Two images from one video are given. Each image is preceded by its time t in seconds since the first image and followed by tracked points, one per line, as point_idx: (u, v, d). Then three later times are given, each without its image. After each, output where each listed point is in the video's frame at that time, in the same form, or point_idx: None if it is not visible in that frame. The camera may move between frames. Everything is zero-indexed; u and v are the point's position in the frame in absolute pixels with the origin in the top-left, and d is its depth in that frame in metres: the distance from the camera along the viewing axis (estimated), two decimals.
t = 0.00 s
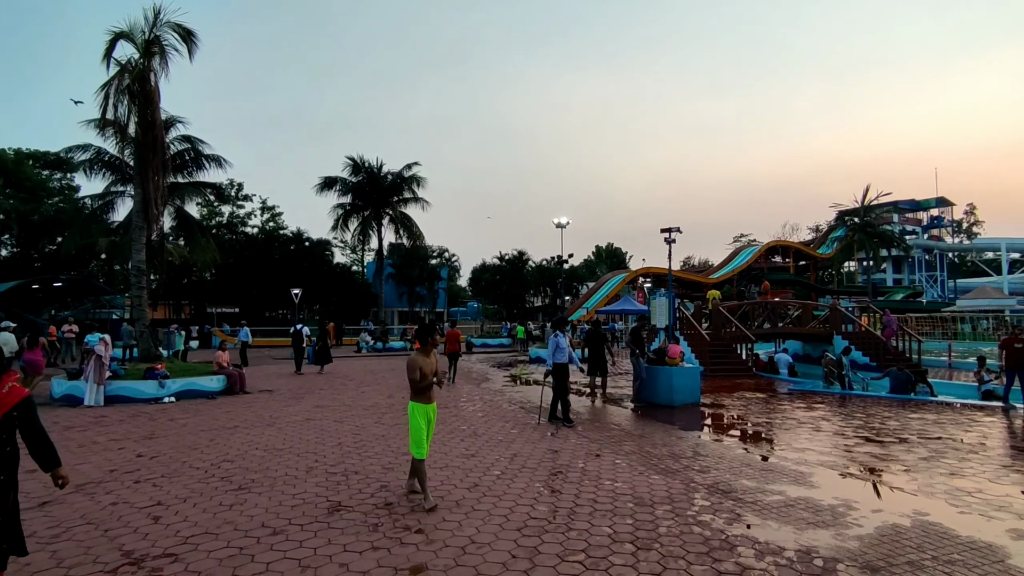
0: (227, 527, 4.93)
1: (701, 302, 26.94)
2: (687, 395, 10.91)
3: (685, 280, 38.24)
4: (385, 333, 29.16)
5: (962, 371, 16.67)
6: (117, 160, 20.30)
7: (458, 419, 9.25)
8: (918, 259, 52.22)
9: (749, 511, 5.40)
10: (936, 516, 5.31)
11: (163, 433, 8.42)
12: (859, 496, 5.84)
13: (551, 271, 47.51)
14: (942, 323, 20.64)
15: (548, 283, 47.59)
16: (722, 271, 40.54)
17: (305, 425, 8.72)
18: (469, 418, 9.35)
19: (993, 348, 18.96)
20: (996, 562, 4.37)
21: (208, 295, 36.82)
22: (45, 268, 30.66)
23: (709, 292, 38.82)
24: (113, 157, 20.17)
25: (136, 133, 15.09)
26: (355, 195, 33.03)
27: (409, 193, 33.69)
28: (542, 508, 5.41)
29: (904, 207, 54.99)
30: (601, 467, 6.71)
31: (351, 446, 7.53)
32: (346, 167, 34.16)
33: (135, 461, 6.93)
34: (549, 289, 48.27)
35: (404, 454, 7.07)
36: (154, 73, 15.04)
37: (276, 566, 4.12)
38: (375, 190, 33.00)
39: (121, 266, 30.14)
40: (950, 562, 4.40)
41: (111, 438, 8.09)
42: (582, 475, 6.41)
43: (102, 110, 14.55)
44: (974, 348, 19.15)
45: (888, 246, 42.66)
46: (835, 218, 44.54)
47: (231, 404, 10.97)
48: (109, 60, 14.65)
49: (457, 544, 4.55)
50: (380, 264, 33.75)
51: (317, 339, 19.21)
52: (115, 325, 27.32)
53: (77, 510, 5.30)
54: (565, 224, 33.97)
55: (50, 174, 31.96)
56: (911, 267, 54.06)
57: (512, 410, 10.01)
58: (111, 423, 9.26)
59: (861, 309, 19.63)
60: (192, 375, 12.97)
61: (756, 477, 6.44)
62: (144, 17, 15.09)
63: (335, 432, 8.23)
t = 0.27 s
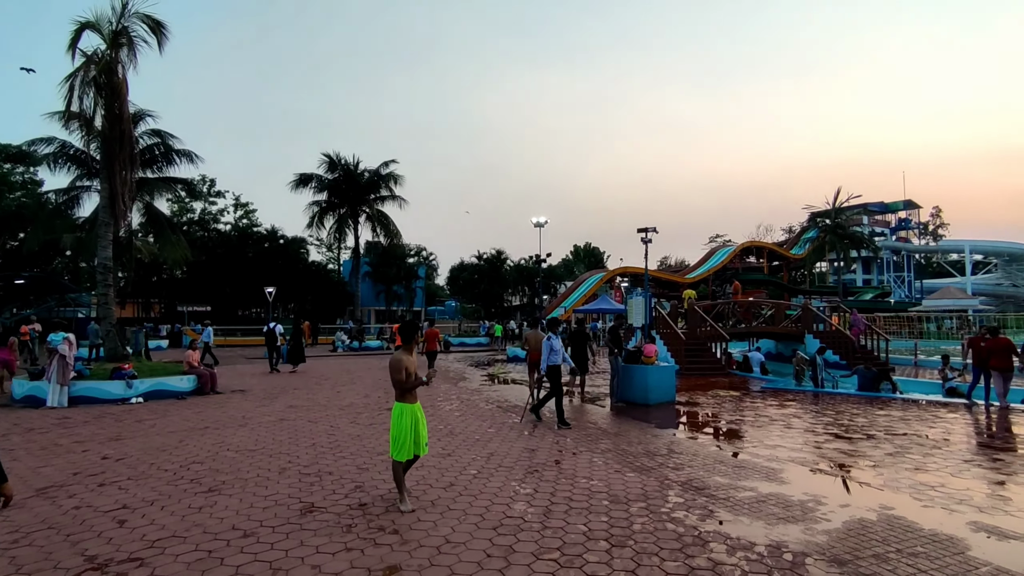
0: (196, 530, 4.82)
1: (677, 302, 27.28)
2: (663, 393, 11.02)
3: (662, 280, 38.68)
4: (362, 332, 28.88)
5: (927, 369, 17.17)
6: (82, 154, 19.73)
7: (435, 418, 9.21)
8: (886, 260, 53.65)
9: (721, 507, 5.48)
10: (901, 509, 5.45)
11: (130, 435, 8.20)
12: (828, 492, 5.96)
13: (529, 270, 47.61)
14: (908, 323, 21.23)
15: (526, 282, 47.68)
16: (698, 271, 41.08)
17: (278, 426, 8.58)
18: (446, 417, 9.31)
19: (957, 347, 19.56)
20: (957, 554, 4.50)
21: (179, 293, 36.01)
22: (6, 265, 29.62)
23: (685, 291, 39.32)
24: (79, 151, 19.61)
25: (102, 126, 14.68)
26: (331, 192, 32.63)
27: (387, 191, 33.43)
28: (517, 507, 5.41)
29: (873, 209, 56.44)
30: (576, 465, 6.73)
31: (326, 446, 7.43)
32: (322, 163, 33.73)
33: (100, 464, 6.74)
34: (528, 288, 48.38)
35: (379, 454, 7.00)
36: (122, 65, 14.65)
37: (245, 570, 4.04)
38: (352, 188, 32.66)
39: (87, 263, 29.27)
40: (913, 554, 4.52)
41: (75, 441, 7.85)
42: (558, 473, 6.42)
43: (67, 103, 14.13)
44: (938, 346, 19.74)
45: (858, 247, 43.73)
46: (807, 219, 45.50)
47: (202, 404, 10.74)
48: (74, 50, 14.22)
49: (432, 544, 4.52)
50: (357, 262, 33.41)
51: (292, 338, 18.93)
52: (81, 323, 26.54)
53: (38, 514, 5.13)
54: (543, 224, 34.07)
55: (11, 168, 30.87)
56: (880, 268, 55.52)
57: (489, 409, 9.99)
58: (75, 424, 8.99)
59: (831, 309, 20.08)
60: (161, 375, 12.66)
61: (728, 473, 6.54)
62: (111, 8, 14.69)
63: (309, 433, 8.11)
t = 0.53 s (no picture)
0: (167, 534, 4.72)
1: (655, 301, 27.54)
2: (641, 392, 11.10)
3: (641, 280, 39.02)
4: (340, 331, 28.59)
5: (897, 367, 17.60)
6: (50, 149, 19.20)
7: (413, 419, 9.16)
8: (859, 261, 54.86)
9: (697, 505, 5.54)
10: (871, 504, 5.58)
11: (99, 437, 7.99)
12: (802, 488, 6.08)
13: (509, 270, 47.64)
14: (880, 322, 21.74)
15: (507, 282, 47.69)
16: (676, 271, 41.53)
17: (254, 427, 8.44)
18: (424, 417, 9.26)
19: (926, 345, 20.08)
20: (925, 547, 4.62)
21: (151, 292, 35.26)
22: None
23: (664, 291, 39.72)
24: (46, 145, 19.08)
25: (70, 121, 14.30)
26: (308, 190, 32.22)
27: (365, 189, 33.14)
28: (496, 507, 5.40)
29: (846, 211, 57.68)
30: (554, 464, 6.75)
31: (302, 447, 7.33)
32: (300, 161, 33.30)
33: (67, 467, 6.56)
34: (508, 288, 48.40)
35: (357, 455, 6.93)
36: (91, 58, 14.26)
37: (218, 574, 3.97)
38: (330, 186, 32.30)
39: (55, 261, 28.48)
40: (883, 548, 4.63)
41: (41, 444, 7.63)
42: (537, 473, 6.43)
43: (33, 96, 13.72)
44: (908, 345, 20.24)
45: (831, 248, 44.62)
46: (783, 220, 46.29)
47: (175, 406, 10.51)
48: (41, 42, 13.81)
49: (409, 545, 4.49)
50: (335, 261, 33.05)
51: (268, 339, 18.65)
52: (48, 323, 25.81)
53: (1, 520, 4.97)
54: (524, 223, 34.08)
55: None
56: (853, 269, 56.76)
57: (468, 409, 9.96)
58: (42, 427, 8.73)
59: (805, 309, 20.46)
60: (131, 376, 12.37)
61: (705, 471, 6.62)
62: None
63: (285, 434, 7.99)
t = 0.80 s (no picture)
0: (138, 538, 4.61)
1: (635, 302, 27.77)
2: (620, 391, 11.18)
3: (621, 280, 39.30)
4: (318, 331, 28.28)
5: (869, 366, 17.99)
6: (16, 144, 18.66)
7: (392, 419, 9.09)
8: (833, 262, 55.99)
9: (675, 502, 5.60)
10: (844, 501, 5.69)
11: (67, 440, 7.77)
12: (777, 485, 6.17)
13: (490, 270, 47.61)
14: (853, 322, 22.21)
15: (487, 282, 47.65)
16: (655, 271, 41.92)
17: (229, 429, 8.29)
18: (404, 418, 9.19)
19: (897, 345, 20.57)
20: (895, 542, 4.72)
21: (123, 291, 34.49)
22: None
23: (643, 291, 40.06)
24: (13, 140, 18.55)
25: (38, 115, 13.90)
26: (286, 188, 31.81)
27: (344, 187, 32.82)
28: (476, 507, 5.39)
29: (821, 213, 58.82)
30: (534, 464, 6.75)
31: (279, 449, 7.23)
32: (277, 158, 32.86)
33: (33, 472, 6.37)
34: (489, 288, 48.36)
35: (334, 457, 6.85)
36: (60, 51, 13.85)
37: None
38: (309, 184, 31.94)
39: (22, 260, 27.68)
40: (855, 543, 4.72)
41: (5, 448, 7.39)
42: (517, 472, 6.43)
43: None
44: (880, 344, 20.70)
45: (807, 249, 45.46)
46: (760, 222, 47.02)
47: (147, 407, 10.28)
48: (7, 33, 13.37)
49: (387, 546, 4.45)
50: (313, 260, 32.67)
51: (244, 339, 18.35)
52: (15, 323, 25.07)
53: None
54: (504, 223, 34.11)
55: None
56: (827, 270, 57.90)
57: (448, 410, 9.92)
58: (6, 430, 8.46)
59: (782, 309, 20.80)
60: (102, 377, 12.07)
61: (683, 470, 6.68)
62: None
63: (261, 436, 7.87)
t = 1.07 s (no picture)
0: (107, 543, 4.49)
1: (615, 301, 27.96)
2: (599, 391, 11.24)
3: (601, 280, 39.55)
4: (296, 331, 27.95)
5: (843, 365, 18.38)
6: None
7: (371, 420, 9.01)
8: (808, 263, 57.04)
9: (653, 501, 5.64)
10: (817, 497, 5.79)
11: (33, 443, 7.56)
12: (753, 483, 6.26)
13: (470, 270, 47.52)
14: (827, 322, 22.66)
15: (468, 281, 47.55)
16: (635, 271, 42.25)
17: (202, 430, 8.14)
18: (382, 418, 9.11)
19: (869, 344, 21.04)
20: (866, 537, 4.82)
21: (94, 290, 33.68)
22: None
23: (623, 291, 40.39)
24: None
25: (4, 108, 13.46)
26: (263, 186, 31.34)
27: (323, 185, 32.46)
28: (454, 507, 5.37)
29: (797, 215, 59.88)
30: (512, 464, 6.76)
31: (254, 450, 7.12)
32: (254, 155, 32.34)
33: None
34: (469, 287, 48.29)
35: (311, 458, 6.77)
36: (28, 43, 13.37)
37: None
38: (287, 182, 31.53)
39: None
40: (827, 539, 4.81)
41: None
42: (496, 472, 6.42)
43: None
44: (853, 344, 21.16)
45: (783, 251, 46.25)
46: (738, 223, 47.69)
47: (118, 409, 10.04)
48: None
49: (365, 548, 4.41)
50: (291, 259, 32.26)
51: (220, 338, 18.06)
52: None
53: None
54: (485, 223, 34.06)
55: None
56: (802, 270, 58.98)
57: (427, 410, 9.88)
58: None
59: (758, 309, 21.13)
60: (70, 378, 11.75)
61: (661, 469, 6.73)
62: None
63: (236, 437, 7.75)
